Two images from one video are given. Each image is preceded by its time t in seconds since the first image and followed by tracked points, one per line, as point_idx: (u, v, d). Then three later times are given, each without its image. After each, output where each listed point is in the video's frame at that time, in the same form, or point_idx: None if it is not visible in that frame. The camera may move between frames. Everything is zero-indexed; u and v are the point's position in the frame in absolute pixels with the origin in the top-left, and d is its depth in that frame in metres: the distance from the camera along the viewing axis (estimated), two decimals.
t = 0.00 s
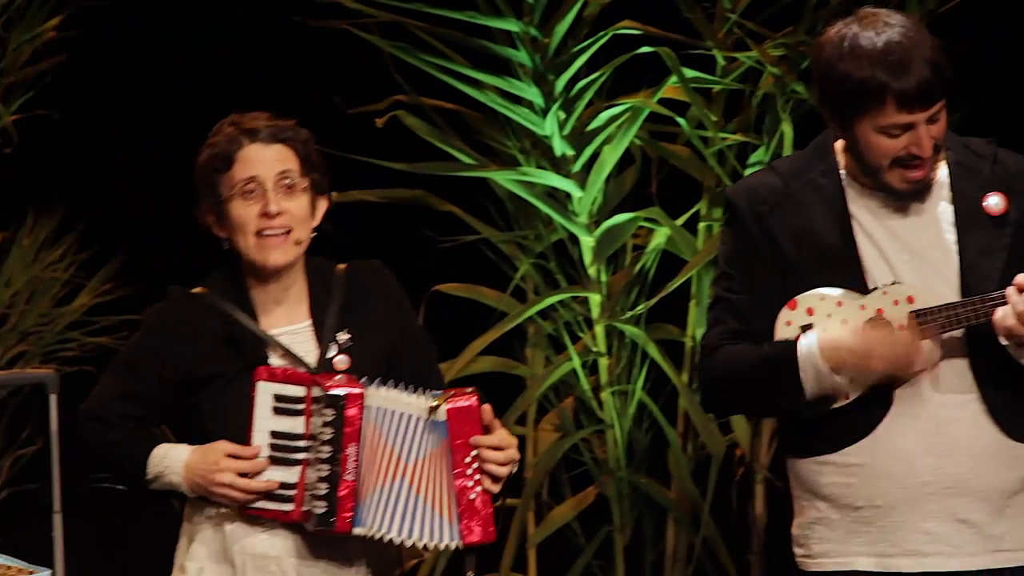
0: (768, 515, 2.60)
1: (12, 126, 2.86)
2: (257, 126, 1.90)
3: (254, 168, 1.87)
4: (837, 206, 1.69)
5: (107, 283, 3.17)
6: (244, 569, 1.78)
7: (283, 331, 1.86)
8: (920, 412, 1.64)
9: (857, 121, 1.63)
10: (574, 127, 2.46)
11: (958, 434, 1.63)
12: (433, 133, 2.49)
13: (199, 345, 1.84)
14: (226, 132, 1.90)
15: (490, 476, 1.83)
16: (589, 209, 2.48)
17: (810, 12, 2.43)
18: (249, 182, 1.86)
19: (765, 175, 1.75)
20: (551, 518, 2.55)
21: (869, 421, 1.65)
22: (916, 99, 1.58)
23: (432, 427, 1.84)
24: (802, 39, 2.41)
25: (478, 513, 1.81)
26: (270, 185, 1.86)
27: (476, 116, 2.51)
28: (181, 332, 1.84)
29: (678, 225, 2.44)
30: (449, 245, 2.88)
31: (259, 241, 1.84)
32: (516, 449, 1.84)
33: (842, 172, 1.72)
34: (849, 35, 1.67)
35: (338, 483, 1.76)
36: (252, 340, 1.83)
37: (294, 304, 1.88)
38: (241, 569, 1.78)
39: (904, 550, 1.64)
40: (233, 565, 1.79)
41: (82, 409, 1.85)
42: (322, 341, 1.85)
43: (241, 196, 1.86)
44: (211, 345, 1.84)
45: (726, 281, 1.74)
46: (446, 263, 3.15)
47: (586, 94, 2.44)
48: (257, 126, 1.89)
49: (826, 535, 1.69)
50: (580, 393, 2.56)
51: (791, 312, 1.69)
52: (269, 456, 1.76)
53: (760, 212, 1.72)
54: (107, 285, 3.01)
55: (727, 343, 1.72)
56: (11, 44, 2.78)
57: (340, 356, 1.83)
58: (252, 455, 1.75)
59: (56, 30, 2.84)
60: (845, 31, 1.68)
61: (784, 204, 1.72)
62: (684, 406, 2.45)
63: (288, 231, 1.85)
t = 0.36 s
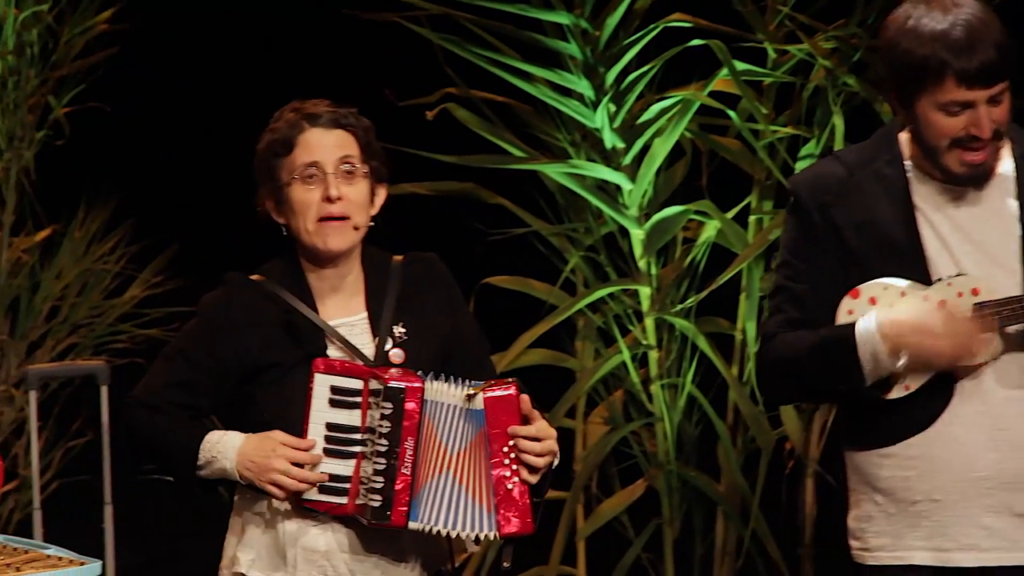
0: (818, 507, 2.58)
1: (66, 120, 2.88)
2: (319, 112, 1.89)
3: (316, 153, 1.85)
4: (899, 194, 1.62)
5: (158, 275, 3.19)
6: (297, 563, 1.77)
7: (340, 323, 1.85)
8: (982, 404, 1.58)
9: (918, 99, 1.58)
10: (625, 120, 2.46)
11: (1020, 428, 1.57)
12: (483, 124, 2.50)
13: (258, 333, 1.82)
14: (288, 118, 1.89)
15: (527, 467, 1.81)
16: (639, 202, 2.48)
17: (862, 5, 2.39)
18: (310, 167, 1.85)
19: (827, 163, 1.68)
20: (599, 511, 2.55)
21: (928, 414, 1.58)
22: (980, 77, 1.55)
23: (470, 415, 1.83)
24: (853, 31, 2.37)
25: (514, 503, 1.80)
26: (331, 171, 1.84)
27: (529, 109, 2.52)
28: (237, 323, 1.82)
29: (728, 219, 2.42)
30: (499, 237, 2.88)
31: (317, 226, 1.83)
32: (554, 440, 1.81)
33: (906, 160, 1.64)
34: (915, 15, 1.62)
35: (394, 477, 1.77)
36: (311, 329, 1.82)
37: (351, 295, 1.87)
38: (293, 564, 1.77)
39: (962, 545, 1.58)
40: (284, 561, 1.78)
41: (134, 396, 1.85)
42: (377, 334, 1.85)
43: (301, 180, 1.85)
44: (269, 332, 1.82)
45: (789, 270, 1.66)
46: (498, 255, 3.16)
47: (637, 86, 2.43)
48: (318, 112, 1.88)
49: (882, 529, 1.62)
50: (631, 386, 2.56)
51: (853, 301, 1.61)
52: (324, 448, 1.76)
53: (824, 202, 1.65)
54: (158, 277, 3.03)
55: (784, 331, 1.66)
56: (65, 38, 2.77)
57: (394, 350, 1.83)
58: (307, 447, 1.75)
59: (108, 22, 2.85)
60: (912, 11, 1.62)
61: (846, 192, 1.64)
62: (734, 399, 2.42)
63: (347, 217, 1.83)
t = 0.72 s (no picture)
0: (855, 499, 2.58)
1: (103, 111, 2.90)
2: (391, 105, 1.90)
3: (384, 144, 1.86)
4: (988, 184, 1.51)
5: (196, 266, 3.21)
6: (322, 554, 1.75)
7: (361, 313, 1.86)
8: None
9: (1012, 92, 1.44)
10: (663, 111, 2.45)
11: None
12: (519, 116, 2.50)
13: (282, 323, 1.83)
14: (362, 104, 1.89)
15: (536, 461, 1.84)
16: (677, 193, 2.47)
17: None
18: (376, 157, 1.86)
19: (917, 147, 1.58)
20: (636, 504, 2.56)
21: (1003, 407, 1.48)
22: None
23: (485, 404, 1.86)
24: (893, 23, 2.34)
25: (519, 496, 1.82)
26: (396, 166, 1.85)
27: (565, 101, 2.52)
28: (261, 312, 1.83)
29: (767, 211, 2.40)
30: (536, 229, 2.89)
31: (370, 214, 1.83)
32: (563, 438, 1.85)
33: (999, 150, 1.53)
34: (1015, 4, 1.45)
35: (414, 466, 1.77)
36: (332, 319, 1.83)
37: (373, 286, 1.89)
38: (318, 554, 1.75)
39: None
40: (310, 551, 1.76)
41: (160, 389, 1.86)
42: (398, 325, 1.86)
43: (366, 166, 1.85)
44: (292, 325, 1.83)
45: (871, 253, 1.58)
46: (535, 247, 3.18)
47: (674, 77, 2.42)
48: (391, 105, 1.89)
49: (953, 518, 1.52)
50: (668, 378, 2.56)
51: (936, 287, 1.51)
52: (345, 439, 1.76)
53: (912, 187, 1.55)
54: (195, 269, 3.05)
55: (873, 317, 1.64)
56: (103, 29, 2.79)
57: (416, 341, 1.84)
58: (328, 440, 1.73)
59: (146, 15, 2.86)
60: None
61: (934, 178, 1.54)
62: (772, 391, 2.41)
63: (401, 211, 1.85)
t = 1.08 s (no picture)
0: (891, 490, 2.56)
1: (140, 100, 2.91)
2: (432, 101, 1.87)
3: (427, 142, 1.84)
4: None
5: (232, 255, 3.24)
6: (345, 546, 1.75)
7: (394, 309, 1.85)
8: None
9: None
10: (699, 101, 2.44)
11: None
12: (558, 106, 2.50)
13: (314, 313, 1.81)
14: (405, 99, 1.86)
15: (550, 461, 1.81)
16: (713, 183, 2.46)
17: None
18: (420, 154, 1.84)
19: None
20: (673, 493, 2.55)
21: None
22: None
23: (504, 403, 1.81)
24: (931, 11, 2.32)
25: (531, 495, 1.79)
26: (440, 163, 1.84)
27: (601, 90, 2.52)
28: (292, 303, 1.81)
29: (803, 200, 2.39)
30: (573, 219, 2.89)
31: (413, 212, 1.82)
32: (580, 440, 1.82)
33: None
34: None
35: (441, 464, 1.76)
36: (366, 314, 1.81)
37: (406, 282, 1.88)
38: (341, 546, 1.76)
39: None
40: (333, 542, 1.76)
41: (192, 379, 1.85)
42: (431, 321, 1.85)
43: (409, 163, 1.83)
44: (323, 316, 1.80)
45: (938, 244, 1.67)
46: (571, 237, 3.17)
47: (712, 67, 2.41)
48: (433, 102, 1.87)
49: None
50: (705, 368, 2.55)
51: None
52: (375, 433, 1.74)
53: None
54: (231, 258, 3.06)
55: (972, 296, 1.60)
56: (140, 18, 2.79)
57: (448, 338, 1.83)
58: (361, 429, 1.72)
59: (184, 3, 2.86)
60: None
61: None
62: (808, 380, 2.40)
63: (442, 210, 1.84)
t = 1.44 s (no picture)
0: (920, 481, 2.55)
1: (171, 90, 2.91)
2: (422, 77, 1.83)
3: (423, 122, 1.81)
4: None
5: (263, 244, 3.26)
6: (389, 524, 1.75)
7: (440, 287, 1.83)
8: None
9: None
10: (730, 90, 2.43)
11: None
12: (589, 97, 2.49)
13: (359, 290, 1.79)
14: (393, 84, 1.84)
15: (584, 439, 1.82)
16: (744, 172, 2.45)
17: None
18: (418, 136, 1.81)
19: None
20: (703, 482, 2.55)
21: None
22: None
23: (541, 380, 1.82)
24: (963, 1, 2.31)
25: (562, 472, 1.80)
26: (440, 139, 1.81)
27: (631, 79, 2.53)
28: (340, 282, 1.78)
29: (834, 189, 2.38)
30: (602, 209, 2.89)
31: (428, 195, 1.80)
32: (615, 420, 1.82)
33: None
34: None
35: (487, 442, 1.78)
36: (411, 294, 1.80)
37: (450, 260, 1.86)
38: (385, 524, 1.76)
39: None
40: (377, 519, 1.76)
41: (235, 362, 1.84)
42: (477, 301, 1.84)
43: (410, 148, 1.81)
44: (370, 294, 1.79)
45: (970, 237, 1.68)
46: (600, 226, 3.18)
47: (743, 56, 2.40)
48: (422, 78, 1.83)
49: None
50: (735, 357, 2.54)
51: None
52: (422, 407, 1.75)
53: None
54: (261, 247, 3.08)
55: None
56: (171, 7, 2.79)
57: (492, 317, 1.82)
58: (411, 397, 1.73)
59: None
60: None
61: None
62: (838, 370, 2.39)
63: (457, 182, 1.81)
